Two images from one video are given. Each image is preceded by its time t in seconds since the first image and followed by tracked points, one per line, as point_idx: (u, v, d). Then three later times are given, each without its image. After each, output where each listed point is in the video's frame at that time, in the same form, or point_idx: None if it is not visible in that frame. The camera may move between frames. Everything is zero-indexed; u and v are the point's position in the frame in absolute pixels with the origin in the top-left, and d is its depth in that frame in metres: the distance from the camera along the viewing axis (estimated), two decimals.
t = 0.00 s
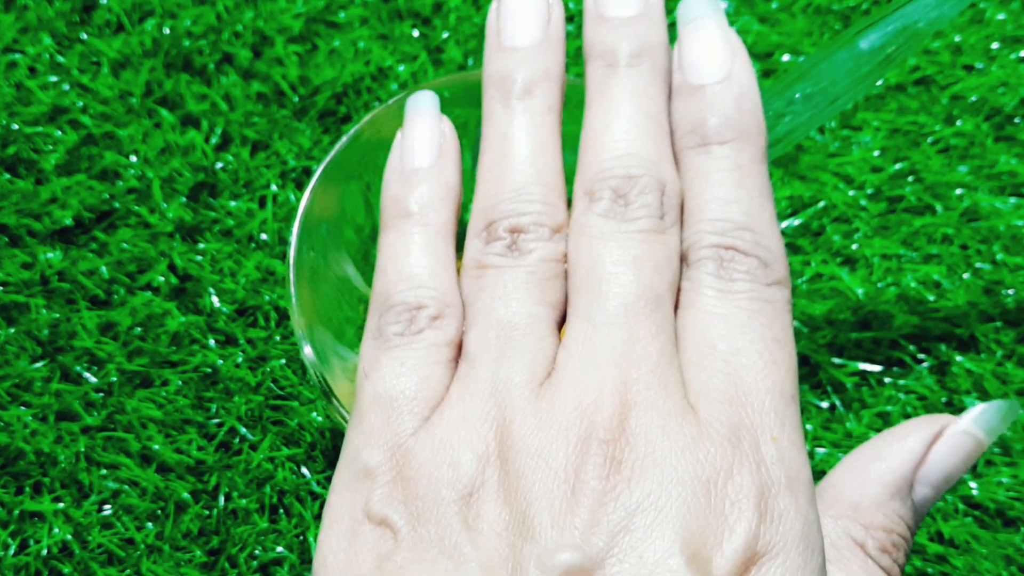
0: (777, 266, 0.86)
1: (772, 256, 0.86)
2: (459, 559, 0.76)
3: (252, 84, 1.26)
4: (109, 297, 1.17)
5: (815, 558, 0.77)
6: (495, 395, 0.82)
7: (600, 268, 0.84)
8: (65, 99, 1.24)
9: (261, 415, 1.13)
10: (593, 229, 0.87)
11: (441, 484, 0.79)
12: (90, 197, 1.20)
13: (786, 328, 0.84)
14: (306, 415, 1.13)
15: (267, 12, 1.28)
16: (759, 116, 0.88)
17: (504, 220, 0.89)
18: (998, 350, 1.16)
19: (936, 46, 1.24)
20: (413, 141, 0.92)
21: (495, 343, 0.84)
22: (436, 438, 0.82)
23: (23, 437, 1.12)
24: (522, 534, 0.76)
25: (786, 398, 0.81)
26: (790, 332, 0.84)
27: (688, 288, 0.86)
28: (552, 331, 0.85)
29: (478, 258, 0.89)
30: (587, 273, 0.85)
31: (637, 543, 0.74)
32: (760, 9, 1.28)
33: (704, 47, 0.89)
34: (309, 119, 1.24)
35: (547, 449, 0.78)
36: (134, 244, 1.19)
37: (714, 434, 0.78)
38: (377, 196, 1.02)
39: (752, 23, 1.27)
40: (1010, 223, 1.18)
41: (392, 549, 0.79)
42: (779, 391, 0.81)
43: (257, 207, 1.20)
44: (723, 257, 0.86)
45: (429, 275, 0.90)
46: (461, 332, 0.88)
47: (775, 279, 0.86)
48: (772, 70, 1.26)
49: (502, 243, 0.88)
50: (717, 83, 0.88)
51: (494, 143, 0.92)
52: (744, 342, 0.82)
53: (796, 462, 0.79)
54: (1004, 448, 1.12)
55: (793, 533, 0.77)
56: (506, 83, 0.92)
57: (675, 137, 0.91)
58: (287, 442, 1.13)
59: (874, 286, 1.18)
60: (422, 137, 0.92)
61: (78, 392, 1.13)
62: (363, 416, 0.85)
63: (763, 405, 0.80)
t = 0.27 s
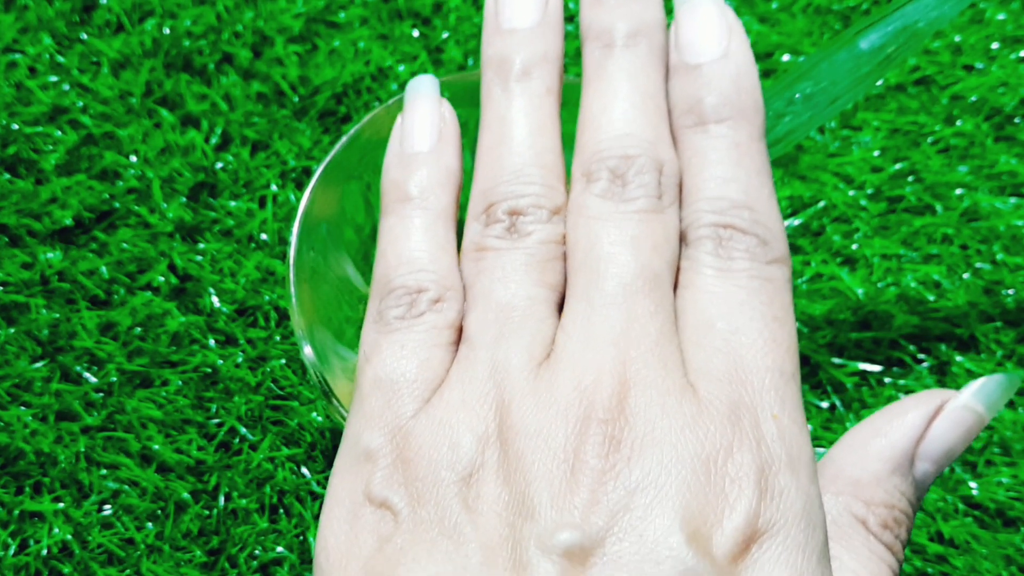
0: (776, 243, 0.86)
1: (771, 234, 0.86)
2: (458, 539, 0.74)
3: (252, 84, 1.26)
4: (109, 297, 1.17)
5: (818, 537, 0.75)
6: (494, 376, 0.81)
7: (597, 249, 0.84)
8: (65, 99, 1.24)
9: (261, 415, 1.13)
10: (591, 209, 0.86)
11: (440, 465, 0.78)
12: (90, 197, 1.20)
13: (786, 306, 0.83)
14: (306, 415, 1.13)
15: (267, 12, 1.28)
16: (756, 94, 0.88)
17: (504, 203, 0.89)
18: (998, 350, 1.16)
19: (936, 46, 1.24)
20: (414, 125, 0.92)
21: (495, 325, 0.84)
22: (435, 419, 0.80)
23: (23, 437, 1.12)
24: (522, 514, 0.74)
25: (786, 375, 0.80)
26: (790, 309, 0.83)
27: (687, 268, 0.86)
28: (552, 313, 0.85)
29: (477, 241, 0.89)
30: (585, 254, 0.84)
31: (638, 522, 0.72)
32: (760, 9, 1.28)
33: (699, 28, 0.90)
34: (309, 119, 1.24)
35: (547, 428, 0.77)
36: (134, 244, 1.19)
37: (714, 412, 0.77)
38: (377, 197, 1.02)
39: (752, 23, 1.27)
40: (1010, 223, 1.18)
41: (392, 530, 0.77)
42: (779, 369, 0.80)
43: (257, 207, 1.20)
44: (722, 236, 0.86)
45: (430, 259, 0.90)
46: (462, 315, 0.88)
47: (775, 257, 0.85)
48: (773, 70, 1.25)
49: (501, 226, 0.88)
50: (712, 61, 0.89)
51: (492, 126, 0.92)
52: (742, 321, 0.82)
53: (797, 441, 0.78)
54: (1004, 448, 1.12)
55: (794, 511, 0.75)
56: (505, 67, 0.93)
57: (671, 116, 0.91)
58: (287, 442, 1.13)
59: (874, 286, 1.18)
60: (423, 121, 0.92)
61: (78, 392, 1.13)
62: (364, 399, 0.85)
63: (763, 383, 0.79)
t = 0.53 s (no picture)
0: (771, 225, 0.84)
1: (766, 215, 0.84)
2: (451, 522, 0.72)
3: (252, 84, 1.26)
4: (109, 297, 1.17)
5: (816, 520, 0.73)
6: (488, 359, 0.79)
7: (590, 231, 0.82)
8: (65, 99, 1.24)
9: (261, 415, 1.13)
10: (587, 193, 0.84)
11: (433, 447, 0.75)
12: (90, 197, 1.20)
13: (782, 288, 0.81)
14: (306, 415, 1.13)
15: (267, 12, 1.28)
16: (749, 74, 0.86)
17: (502, 190, 0.87)
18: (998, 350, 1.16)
19: (936, 46, 1.24)
20: (413, 113, 0.90)
21: (491, 309, 0.82)
22: (429, 402, 0.78)
23: (23, 436, 1.12)
24: (516, 497, 0.71)
25: (783, 357, 0.78)
26: (787, 291, 0.81)
27: (682, 250, 0.84)
28: (548, 297, 0.82)
29: (476, 229, 0.87)
30: (579, 236, 0.82)
31: (634, 504, 0.70)
32: (760, 9, 1.28)
33: (691, 11, 0.88)
34: (309, 119, 1.24)
35: (541, 411, 0.74)
36: (134, 244, 1.19)
37: (710, 393, 0.75)
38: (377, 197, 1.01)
39: (752, 23, 1.27)
40: (1010, 222, 1.18)
41: (388, 514, 0.75)
42: (775, 349, 0.77)
43: (257, 207, 1.20)
44: (717, 217, 0.84)
45: (429, 246, 0.87)
46: (461, 302, 0.85)
47: (770, 238, 0.83)
48: (772, 70, 1.26)
49: (499, 214, 0.86)
50: (705, 41, 0.87)
51: (491, 114, 0.90)
52: (739, 302, 0.80)
53: (795, 422, 0.76)
54: (1004, 448, 1.12)
55: (792, 494, 0.73)
56: (503, 53, 0.91)
57: (666, 99, 0.89)
58: (287, 442, 1.13)
59: (874, 286, 1.18)
60: (422, 111, 0.89)
61: (78, 392, 1.13)
62: (363, 384, 0.82)
63: (759, 365, 0.77)
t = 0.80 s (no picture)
0: (767, 207, 0.83)
1: (761, 197, 0.84)
2: (446, 504, 0.71)
3: (252, 83, 1.26)
4: (109, 297, 1.17)
5: (812, 502, 0.73)
6: (482, 343, 0.79)
7: (584, 214, 0.82)
8: (65, 99, 1.24)
9: (261, 415, 1.13)
10: (579, 176, 0.84)
11: (428, 431, 0.75)
12: (90, 198, 1.20)
13: (777, 270, 0.81)
14: (306, 415, 1.13)
15: (267, 12, 1.28)
16: (744, 57, 0.86)
17: (492, 174, 0.88)
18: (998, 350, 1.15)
19: (936, 46, 1.24)
20: (403, 94, 0.90)
21: (484, 293, 0.82)
22: (423, 385, 0.78)
23: (23, 437, 1.12)
24: (511, 479, 0.71)
25: (779, 339, 0.77)
26: (782, 273, 0.81)
27: (677, 234, 0.84)
28: (541, 280, 0.82)
29: (467, 212, 0.88)
30: (573, 220, 0.82)
31: (629, 486, 0.70)
32: (760, 9, 1.28)
33: None
34: (309, 118, 1.24)
35: (535, 394, 0.74)
36: (134, 244, 1.19)
37: (705, 375, 0.75)
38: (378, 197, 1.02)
39: (752, 23, 1.28)
40: (1010, 222, 1.18)
41: (381, 497, 0.74)
42: (771, 332, 0.77)
43: (257, 207, 1.20)
44: (712, 200, 0.84)
45: (419, 228, 0.88)
46: (453, 285, 0.85)
47: (765, 221, 0.83)
48: (772, 70, 1.26)
49: (491, 197, 0.87)
50: (699, 25, 0.87)
51: (481, 98, 0.91)
52: (733, 284, 0.79)
53: (790, 404, 0.75)
54: (1003, 448, 1.12)
55: (787, 476, 0.73)
56: (493, 37, 0.91)
57: (660, 82, 0.88)
58: (287, 442, 1.13)
59: (874, 286, 1.18)
60: (413, 94, 0.89)
61: (78, 392, 1.13)
62: (353, 367, 0.82)
63: (755, 347, 0.76)
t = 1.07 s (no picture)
0: (772, 200, 0.83)
1: (767, 189, 0.83)
2: (450, 496, 0.72)
3: (252, 83, 1.26)
4: (109, 297, 1.17)
5: (817, 495, 0.73)
6: (486, 335, 0.79)
7: (586, 206, 0.82)
8: (65, 99, 1.24)
9: (261, 415, 1.13)
10: (582, 170, 0.84)
11: (431, 423, 0.76)
12: (90, 198, 1.20)
13: (782, 262, 0.81)
14: (306, 415, 1.13)
15: (267, 12, 1.28)
16: (750, 49, 0.86)
17: (492, 167, 0.88)
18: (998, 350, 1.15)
19: (936, 46, 1.24)
20: (402, 89, 0.90)
21: (486, 286, 0.82)
22: (426, 378, 0.78)
23: (23, 437, 1.12)
24: (515, 471, 0.71)
25: (783, 332, 0.77)
26: (788, 266, 0.80)
27: (682, 226, 0.84)
28: (544, 273, 0.82)
29: (467, 205, 0.88)
30: (574, 214, 0.82)
31: (633, 478, 0.70)
32: (760, 9, 1.28)
33: None
34: (309, 118, 1.24)
35: (539, 386, 0.74)
36: (134, 244, 1.19)
37: (710, 367, 0.74)
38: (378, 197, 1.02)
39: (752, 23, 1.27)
40: (1010, 222, 1.18)
41: (385, 489, 0.75)
42: (775, 324, 0.77)
43: (257, 207, 1.20)
44: (717, 192, 0.83)
45: (419, 222, 0.88)
46: (453, 277, 0.86)
47: (771, 213, 0.83)
48: (772, 70, 1.25)
49: (491, 189, 0.87)
50: (704, 18, 0.87)
51: (480, 90, 0.90)
52: (738, 276, 0.79)
53: (794, 397, 0.75)
54: (1003, 448, 1.12)
55: (793, 468, 0.72)
56: (491, 30, 0.91)
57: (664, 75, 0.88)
58: (287, 443, 1.13)
59: (874, 286, 1.18)
60: (411, 87, 0.90)
61: (78, 392, 1.13)
62: (354, 360, 0.82)
63: (759, 339, 0.76)
